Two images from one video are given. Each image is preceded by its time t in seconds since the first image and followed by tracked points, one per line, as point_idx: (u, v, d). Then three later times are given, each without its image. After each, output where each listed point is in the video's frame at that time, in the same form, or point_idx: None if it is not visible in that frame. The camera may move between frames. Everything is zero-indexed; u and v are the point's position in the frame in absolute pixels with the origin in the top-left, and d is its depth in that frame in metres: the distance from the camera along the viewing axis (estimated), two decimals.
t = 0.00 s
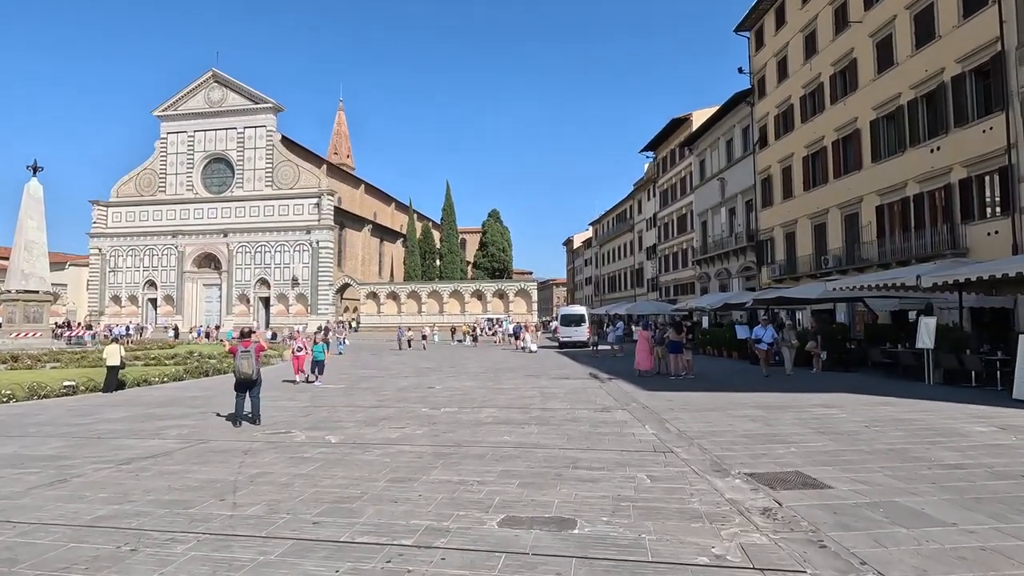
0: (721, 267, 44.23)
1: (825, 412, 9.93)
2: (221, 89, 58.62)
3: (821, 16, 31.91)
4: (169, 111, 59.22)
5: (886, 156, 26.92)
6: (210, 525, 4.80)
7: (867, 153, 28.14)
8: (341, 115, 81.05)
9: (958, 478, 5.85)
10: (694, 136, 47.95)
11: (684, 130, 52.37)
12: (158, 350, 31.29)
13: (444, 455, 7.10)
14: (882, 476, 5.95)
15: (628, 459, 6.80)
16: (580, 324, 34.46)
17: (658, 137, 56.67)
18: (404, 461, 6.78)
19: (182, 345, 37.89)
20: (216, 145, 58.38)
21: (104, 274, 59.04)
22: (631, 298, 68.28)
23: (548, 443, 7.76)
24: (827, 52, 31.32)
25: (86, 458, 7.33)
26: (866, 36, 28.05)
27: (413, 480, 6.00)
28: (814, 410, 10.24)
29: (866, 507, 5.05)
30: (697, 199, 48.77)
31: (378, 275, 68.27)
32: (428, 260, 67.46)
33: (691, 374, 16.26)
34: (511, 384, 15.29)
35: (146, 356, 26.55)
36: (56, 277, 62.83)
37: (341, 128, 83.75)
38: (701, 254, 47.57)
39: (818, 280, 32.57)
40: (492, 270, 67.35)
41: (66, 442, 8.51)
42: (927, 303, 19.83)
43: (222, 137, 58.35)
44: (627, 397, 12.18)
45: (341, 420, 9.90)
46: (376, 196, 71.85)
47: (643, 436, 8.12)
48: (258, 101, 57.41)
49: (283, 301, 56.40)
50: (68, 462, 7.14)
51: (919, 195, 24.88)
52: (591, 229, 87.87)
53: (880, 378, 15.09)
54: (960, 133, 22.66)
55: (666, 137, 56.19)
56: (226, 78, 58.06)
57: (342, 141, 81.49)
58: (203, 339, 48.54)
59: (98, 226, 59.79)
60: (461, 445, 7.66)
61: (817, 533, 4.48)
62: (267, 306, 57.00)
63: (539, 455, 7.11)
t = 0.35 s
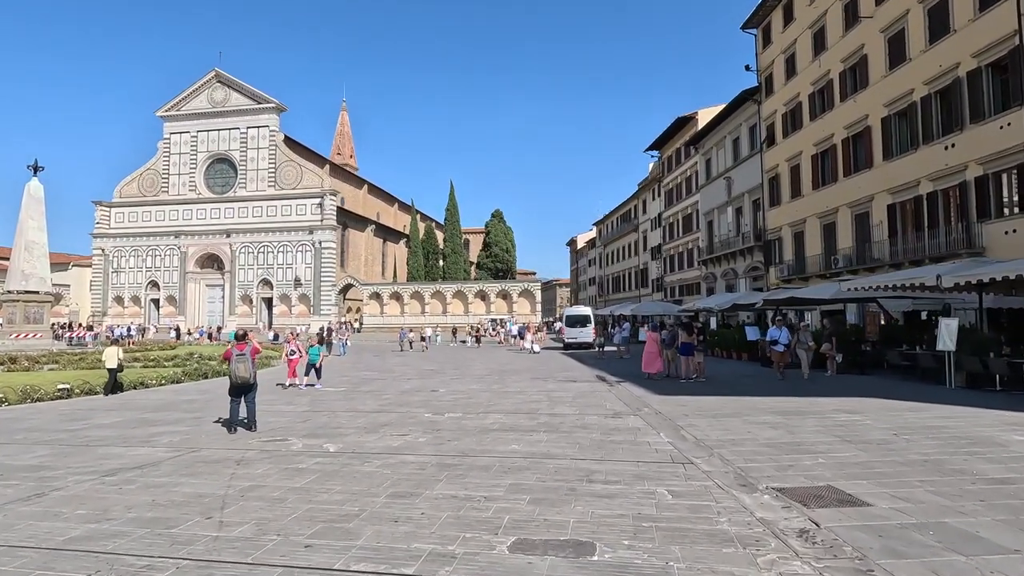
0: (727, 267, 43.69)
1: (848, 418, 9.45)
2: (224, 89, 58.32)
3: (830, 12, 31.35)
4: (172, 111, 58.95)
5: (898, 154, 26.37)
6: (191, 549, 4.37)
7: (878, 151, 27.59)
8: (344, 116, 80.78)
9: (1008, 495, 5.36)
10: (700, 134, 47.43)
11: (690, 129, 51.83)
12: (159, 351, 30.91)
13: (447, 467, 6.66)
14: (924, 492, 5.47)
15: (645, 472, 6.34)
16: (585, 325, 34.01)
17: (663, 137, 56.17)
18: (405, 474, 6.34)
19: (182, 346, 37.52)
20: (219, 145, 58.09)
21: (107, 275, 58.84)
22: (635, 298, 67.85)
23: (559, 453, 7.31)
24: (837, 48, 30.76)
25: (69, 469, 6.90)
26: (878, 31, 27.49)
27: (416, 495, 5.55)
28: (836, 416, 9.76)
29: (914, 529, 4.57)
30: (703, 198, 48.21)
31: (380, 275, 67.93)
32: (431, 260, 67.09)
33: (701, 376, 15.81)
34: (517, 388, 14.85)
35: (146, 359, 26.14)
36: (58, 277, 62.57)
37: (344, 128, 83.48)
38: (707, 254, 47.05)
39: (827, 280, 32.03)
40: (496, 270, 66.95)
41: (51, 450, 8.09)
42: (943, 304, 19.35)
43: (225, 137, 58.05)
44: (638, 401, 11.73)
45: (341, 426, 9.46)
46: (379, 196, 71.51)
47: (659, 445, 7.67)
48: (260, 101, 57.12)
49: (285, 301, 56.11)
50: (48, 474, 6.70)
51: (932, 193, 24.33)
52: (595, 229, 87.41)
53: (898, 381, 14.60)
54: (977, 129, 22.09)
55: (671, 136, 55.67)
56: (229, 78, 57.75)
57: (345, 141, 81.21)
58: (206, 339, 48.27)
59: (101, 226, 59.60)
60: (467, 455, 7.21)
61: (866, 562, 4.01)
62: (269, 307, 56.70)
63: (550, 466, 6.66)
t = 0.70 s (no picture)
0: (736, 267, 43.10)
1: (874, 423, 8.96)
2: (230, 90, 58.22)
3: (843, 7, 30.74)
4: (178, 112, 58.91)
5: (913, 150, 25.78)
6: (171, 571, 3.98)
7: (892, 147, 27.00)
8: (349, 116, 80.63)
9: None
10: (708, 133, 46.86)
11: (698, 127, 51.25)
12: (164, 351, 30.69)
13: (452, 476, 6.26)
14: (971, 508, 5.01)
15: (665, 483, 5.90)
16: (593, 325, 33.53)
17: (670, 135, 55.60)
18: (407, 485, 5.94)
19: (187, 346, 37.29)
20: (225, 146, 58.00)
21: (113, 275, 58.83)
22: (642, 299, 67.31)
23: (571, 461, 6.89)
24: (850, 43, 30.16)
25: (54, 477, 6.54)
26: (892, 25, 26.88)
27: (417, 509, 5.16)
28: (860, 421, 9.28)
29: (969, 552, 4.12)
30: (711, 197, 47.61)
31: (386, 276, 67.67)
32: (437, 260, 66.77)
33: (714, 378, 15.36)
34: (524, 390, 14.43)
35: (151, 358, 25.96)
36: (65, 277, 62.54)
37: (350, 128, 83.36)
38: (715, 254, 46.47)
39: (839, 280, 31.43)
40: (502, 270, 66.56)
41: (39, 455, 7.74)
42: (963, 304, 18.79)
43: (231, 137, 57.94)
44: (650, 405, 11.29)
45: (341, 431, 9.06)
46: (385, 196, 71.31)
47: (676, 453, 7.23)
48: (266, 101, 56.99)
49: (291, 302, 55.91)
50: (31, 482, 6.32)
51: (949, 190, 23.74)
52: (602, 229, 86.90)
53: (919, 385, 14.09)
54: (996, 125, 21.49)
55: (679, 135, 55.09)
56: (235, 78, 57.65)
57: (351, 141, 81.12)
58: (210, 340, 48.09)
59: (108, 227, 59.63)
60: (472, 463, 6.80)
61: None
62: (274, 307, 56.51)
63: (562, 476, 6.24)
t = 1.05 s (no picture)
0: (749, 265, 42.37)
1: (907, 430, 8.44)
2: (240, 90, 58.29)
3: None
4: (188, 113, 59.08)
5: (934, 145, 25.04)
6: None
7: (912, 142, 26.24)
8: (358, 116, 80.62)
9: None
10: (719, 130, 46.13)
11: (709, 124, 50.50)
12: (174, 351, 30.63)
13: (459, 490, 5.85)
14: None
15: (688, 498, 5.46)
16: (604, 325, 33.03)
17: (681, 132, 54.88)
18: (412, 499, 5.54)
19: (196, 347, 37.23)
20: (234, 146, 58.09)
21: (125, 276, 59.14)
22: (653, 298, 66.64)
23: (585, 472, 6.47)
24: (867, 36, 29.42)
25: (42, 488, 6.22)
26: (912, 17, 26.15)
27: (421, 527, 4.77)
28: (891, 428, 8.76)
29: None
30: (723, 195, 46.86)
31: (395, 276, 67.52)
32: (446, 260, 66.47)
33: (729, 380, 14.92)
34: (535, 393, 14.02)
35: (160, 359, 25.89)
36: (78, 278, 62.95)
37: (359, 129, 83.35)
38: (727, 252, 45.74)
39: (856, 278, 30.70)
40: (511, 269, 66.18)
41: (32, 463, 7.44)
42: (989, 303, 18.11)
43: (240, 137, 58.00)
44: (667, 410, 10.82)
45: (344, 437, 8.70)
46: (394, 196, 71.17)
47: (699, 463, 6.78)
48: (275, 101, 56.99)
49: (300, 302, 55.88)
50: (16, 493, 6.00)
51: (973, 186, 23.04)
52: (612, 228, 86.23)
53: (949, 388, 13.48)
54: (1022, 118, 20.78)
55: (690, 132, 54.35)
56: (244, 79, 57.72)
57: (360, 142, 81.12)
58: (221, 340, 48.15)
59: (120, 228, 59.96)
60: (481, 474, 6.41)
61: None
62: (284, 307, 56.51)
63: (577, 489, 5.82)
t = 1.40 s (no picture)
0: (782, 262, 41.02)
1: (972, 437, 7.77)
2: (268, 94, 59.13)
3: None
4: (219, 117, 60.19)
5: (982, 133, 23.76)
6: None
7: (959, 130, 24.92)
8: (383, 117, 81.19)
9: None
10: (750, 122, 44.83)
11: (739, 117, 49.15)
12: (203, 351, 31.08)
13: (488, 499, 5.49)
14: None
15: (737, 512, 4.99)
16: (632, 324, 32.32)
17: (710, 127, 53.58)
18: (438, 510, 5.20)
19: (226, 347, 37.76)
20: (263, 149, 58.98)
21: (160, 277, 60.62)
22: (682, 297, 65.39)
23: (621, 480, 6.04)
24: (908, 20, 28.10)
25: (62, 491, 6.08)
26: None
27: (447, 542, 4.42)
28: (952, 434, 8.08)
29: None
30: (754, 190, 45.52)
31: (421, 275, 67.69)
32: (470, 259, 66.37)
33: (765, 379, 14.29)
34: (564, 393, 13.60)
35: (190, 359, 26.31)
36: (115, 280, 64.81)
37: (384, 130, 83.91)
38: (759, 249, 44.42)
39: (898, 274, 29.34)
40: (536, 268, 65.75)
41: (57, 464, 7.38)
42: None
43: (269, 140, 58.85)
44: (703, 412, 10.30)
45: (369, 439, 8.44)
46: (419, 197, 71.40)
47: (745, 472, 6.28)
48: (303, 104, 57.68)
49: (328, 302, 56.46)
50: (35, 498, 5.86)
51: None
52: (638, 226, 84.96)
53: (1008, 389, 12.56)
54: None
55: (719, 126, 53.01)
56: (272, 83, 58.54)
57: (386, 143, 81.66)
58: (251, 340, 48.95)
59: (154, 231, 61.50)
60: (511, 482, 6.04)
61: None
62: (312, 307, 57.21)
63: (615, 500, 5.39)
